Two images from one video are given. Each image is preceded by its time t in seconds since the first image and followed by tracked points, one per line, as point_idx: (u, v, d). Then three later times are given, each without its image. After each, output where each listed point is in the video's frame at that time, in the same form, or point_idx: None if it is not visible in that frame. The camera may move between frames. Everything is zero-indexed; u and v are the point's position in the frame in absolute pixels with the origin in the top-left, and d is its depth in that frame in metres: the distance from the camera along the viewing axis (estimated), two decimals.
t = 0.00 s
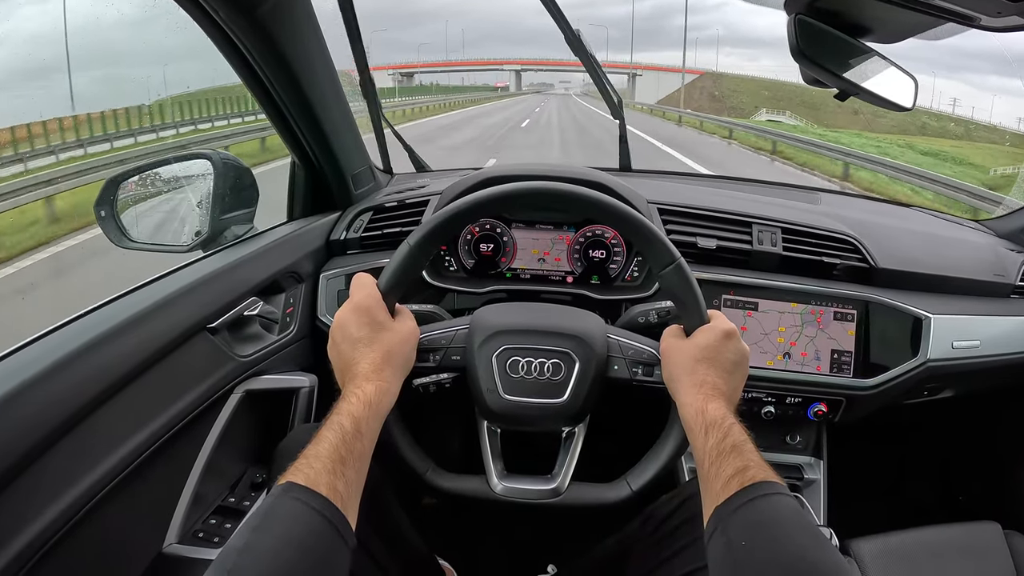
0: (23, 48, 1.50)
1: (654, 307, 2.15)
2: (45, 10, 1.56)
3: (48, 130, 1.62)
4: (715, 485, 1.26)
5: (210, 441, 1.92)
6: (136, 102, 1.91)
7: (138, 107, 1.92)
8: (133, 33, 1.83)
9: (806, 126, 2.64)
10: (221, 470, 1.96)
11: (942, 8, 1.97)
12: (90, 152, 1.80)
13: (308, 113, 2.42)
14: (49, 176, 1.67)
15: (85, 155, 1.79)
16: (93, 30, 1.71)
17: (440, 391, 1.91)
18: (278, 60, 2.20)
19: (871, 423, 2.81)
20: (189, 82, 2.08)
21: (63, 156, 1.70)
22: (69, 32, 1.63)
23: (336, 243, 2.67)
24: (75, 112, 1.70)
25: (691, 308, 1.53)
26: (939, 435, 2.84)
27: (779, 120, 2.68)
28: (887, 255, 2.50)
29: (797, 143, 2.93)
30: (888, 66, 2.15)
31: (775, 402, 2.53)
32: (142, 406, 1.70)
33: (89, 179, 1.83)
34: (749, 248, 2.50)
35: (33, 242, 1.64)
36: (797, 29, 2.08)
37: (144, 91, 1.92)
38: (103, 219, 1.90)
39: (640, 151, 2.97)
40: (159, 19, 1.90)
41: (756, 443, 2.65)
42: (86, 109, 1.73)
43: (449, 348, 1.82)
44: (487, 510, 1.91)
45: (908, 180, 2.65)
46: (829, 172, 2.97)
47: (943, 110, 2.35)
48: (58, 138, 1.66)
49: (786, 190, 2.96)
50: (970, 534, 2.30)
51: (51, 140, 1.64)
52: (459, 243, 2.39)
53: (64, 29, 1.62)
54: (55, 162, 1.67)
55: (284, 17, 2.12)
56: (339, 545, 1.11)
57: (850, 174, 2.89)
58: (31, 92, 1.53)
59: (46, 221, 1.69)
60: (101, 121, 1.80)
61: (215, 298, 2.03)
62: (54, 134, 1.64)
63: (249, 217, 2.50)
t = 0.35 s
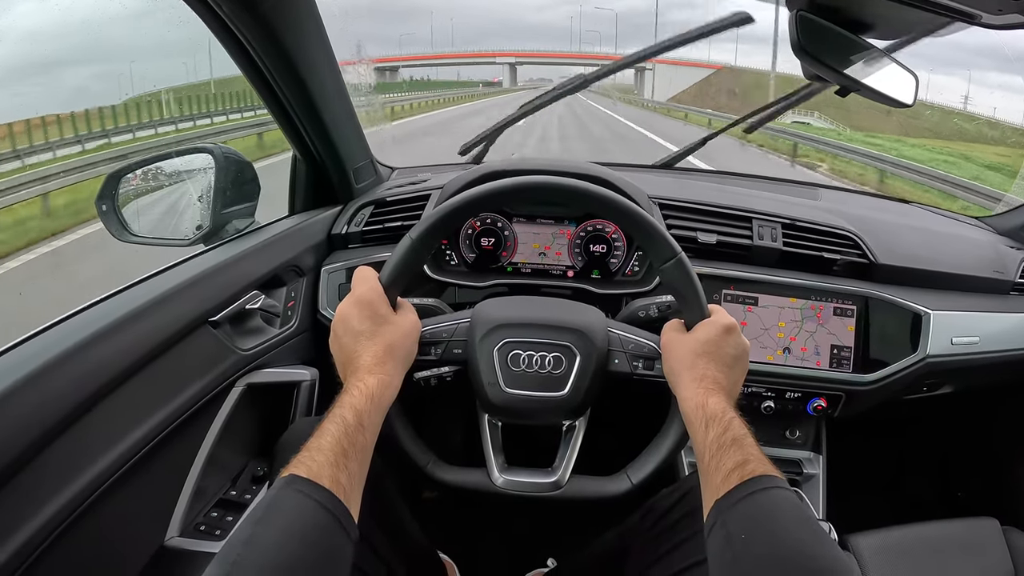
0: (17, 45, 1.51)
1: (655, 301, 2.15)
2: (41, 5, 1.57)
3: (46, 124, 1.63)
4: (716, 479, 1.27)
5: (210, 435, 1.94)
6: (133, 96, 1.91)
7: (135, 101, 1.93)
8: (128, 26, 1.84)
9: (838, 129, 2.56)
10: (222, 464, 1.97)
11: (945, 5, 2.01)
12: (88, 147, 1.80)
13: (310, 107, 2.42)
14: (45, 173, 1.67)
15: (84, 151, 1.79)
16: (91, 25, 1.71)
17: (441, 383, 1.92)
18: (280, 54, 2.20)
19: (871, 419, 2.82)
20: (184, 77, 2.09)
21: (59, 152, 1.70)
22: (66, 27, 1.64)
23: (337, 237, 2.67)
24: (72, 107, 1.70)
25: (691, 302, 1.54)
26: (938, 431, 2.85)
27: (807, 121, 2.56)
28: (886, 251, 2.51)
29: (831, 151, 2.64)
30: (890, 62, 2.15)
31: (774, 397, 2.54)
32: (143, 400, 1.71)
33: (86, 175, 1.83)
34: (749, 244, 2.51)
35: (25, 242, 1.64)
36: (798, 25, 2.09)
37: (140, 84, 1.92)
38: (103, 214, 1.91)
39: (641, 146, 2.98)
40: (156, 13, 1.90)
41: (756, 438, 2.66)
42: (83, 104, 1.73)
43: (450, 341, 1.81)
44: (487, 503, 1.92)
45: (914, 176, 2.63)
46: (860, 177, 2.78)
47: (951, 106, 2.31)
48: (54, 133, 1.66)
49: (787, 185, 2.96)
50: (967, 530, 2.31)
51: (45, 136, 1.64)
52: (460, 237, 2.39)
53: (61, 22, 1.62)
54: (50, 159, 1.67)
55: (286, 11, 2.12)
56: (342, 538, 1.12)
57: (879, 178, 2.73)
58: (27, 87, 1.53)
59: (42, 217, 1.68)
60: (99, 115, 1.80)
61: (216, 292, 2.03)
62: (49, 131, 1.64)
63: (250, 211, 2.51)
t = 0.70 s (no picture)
0: (15, 41, 1.44)
1: (661, 289, 2.12)
2: None
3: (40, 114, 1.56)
4: (728, 471, 1.21)
5: (201, 429, 1.87)
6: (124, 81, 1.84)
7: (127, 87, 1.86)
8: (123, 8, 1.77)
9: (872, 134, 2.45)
10: (213, 458, 1.91)
11: None
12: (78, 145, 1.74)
13: (306, 93, 2.36)
14: (37, 171, 1.61)
15: (72, 149, 1.72)
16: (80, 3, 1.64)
17: (440, 374, 1.86)
18: (277, 38, 2.14)
19: (877, 413, 2.77)
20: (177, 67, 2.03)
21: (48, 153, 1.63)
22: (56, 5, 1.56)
23: (333, 226, 2.60)
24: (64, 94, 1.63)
25: (700, 287, 1.48)
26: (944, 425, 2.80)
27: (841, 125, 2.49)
28: (895, 240, 2.45)
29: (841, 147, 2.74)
30: (901, 46, 2.09)
31: (782, 389, 2.48)
32: (130, 391, 1.65)
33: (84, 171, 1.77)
34: (756, 232, 2.45)
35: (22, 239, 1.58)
36: (807, 7, 1.96)
37: (131, 71, 1.86)
38: (93, 202, 1.83)
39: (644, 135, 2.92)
40: None
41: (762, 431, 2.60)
42: (74, 84, 1.66)
43: (449, 330, 1.75)
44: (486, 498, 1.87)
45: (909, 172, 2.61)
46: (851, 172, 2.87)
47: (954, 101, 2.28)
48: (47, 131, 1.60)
49: (792, 175, 2.91)
50: (977, 525, 2.25)
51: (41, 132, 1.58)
52: (460, 226, 2.34)
53: None
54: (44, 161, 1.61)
55: None
56: (334, 533, 1.06)
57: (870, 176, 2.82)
58: (17, 77, 1.47)
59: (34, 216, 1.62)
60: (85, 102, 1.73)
61: (208, 280, 1.97)
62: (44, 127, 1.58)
63: (245, 200, 2.44)
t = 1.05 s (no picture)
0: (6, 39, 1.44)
1: (662, 287, 2.10)
2: None
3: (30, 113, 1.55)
4: (730, 470, 1.20)
5: (201, 427, 1.87)
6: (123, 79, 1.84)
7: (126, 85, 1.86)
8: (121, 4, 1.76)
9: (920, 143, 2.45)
10: (213, 456, 1.91)
11: None
12: (73, 146, 1.73)
13: (306, 90, 2.35)
14: (31, 171, 1.60)
15: (68, 151, 1.72)
16: None
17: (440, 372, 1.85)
18: (276, 35, 2.12)
19: (878, 412, 2.77)
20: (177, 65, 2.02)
21: (32, 155, 1.59)
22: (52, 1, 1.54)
23: (334, 222, 2.59)
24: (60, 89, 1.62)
25: (701, 285, 1.47)
26: (945, 424, 2.80)
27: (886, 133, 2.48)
28: (896, 238, 2.44)
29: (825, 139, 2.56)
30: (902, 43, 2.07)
31: (783, 387, 2.47)
32: (130, 389, 1.64)
33: (68, 173, 1.74)
34: (757, 229, 2.44)
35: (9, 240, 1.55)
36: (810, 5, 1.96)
37: (131, 70, 1.86)
38: (92, 200, 1.84)
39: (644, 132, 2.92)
40: None
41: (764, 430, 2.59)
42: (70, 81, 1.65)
43: (450, 328, 1.75)
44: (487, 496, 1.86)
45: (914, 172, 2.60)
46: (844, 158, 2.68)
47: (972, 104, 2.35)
48: (33, 132, 1.57)
49: (793, 172, 2.90)
50: (977, 523, 2.25)
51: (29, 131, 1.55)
52: (460, 223, 2.33)
53: None
54: (26, 162, 1.57)
55: None
56: (334, 532, 1.05)
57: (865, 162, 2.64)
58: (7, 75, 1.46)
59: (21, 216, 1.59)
60: (83, 101, 1.72)
61: (207, 277, 1.96)
62: (32, 127, 1.56)
63: (244, 197, 2.44)
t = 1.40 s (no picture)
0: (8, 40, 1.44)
1: (659, 287, 2.10)
2: None
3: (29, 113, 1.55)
4: (726, 470, 1.20)
5: (199, 426, 1.87)
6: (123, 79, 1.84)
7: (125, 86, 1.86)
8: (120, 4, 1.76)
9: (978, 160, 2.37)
10: (211, 455, 1.91)
11: None
12: (70, 146, 1.73)
13: (304, 90, 2.35)
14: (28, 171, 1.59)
15: (66, 150, 1.72)
16: None
17: (437, 371, 1.86)
18: (274, 35, 2.12)
19: (877, 412, 2.76)
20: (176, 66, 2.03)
21: (28, 156, 1.58)
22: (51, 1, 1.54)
23: (331, 222, 2.59)
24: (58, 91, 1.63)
25: (697, 285, 1.47)
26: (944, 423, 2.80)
27: (945, 149, 2.38)
28: (894, 238, 2.44)
29: (811, 135, 2.76)
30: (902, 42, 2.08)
31: (781, 387, 2.47)
32: (128, 388, 1.64)
33: (63, 173, 1.73)
34: (755, 229, 2.44)
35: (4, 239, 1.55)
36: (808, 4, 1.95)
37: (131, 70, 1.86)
38: (92, 199, 1.84)
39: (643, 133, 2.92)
40: None
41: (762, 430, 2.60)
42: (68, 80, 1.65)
43: (447, 328, 1.75)
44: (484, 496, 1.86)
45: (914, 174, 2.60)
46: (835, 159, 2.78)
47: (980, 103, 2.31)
48: (30, 132, 1.56)
49: (792, 172, 2.90)
50: (976, 524, 2.25)
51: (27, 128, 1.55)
52: (458, 222, 2.33)
53: None
54: (23, 162, 1.56)
55: None
56: (330, 533, 1.05)
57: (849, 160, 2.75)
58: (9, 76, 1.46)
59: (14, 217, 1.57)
60: (80, 102, 1.72)
61: (205, 277, 1.97)
62: (30, 127, 1.55)
63: (242, 197, 2.44)
